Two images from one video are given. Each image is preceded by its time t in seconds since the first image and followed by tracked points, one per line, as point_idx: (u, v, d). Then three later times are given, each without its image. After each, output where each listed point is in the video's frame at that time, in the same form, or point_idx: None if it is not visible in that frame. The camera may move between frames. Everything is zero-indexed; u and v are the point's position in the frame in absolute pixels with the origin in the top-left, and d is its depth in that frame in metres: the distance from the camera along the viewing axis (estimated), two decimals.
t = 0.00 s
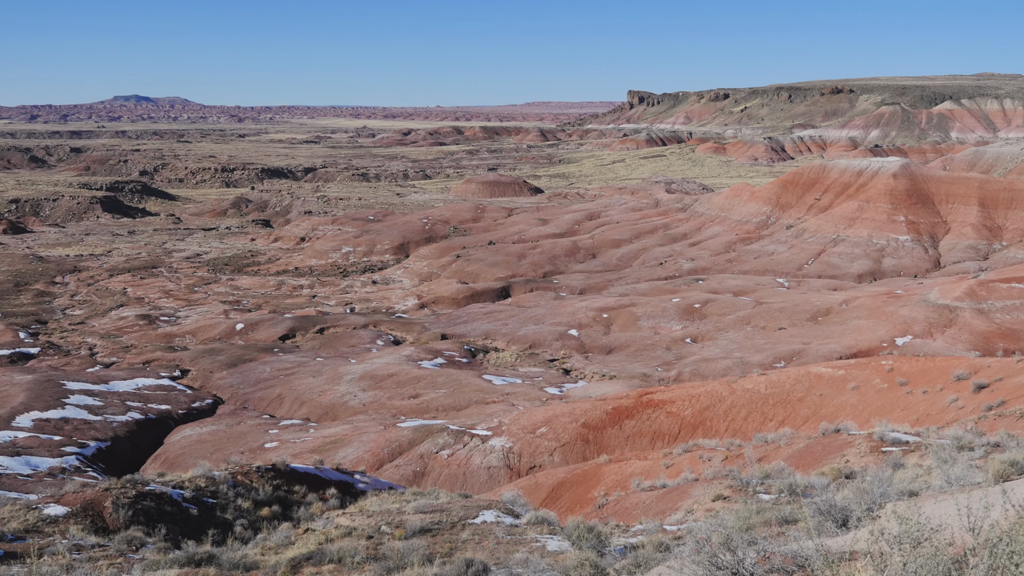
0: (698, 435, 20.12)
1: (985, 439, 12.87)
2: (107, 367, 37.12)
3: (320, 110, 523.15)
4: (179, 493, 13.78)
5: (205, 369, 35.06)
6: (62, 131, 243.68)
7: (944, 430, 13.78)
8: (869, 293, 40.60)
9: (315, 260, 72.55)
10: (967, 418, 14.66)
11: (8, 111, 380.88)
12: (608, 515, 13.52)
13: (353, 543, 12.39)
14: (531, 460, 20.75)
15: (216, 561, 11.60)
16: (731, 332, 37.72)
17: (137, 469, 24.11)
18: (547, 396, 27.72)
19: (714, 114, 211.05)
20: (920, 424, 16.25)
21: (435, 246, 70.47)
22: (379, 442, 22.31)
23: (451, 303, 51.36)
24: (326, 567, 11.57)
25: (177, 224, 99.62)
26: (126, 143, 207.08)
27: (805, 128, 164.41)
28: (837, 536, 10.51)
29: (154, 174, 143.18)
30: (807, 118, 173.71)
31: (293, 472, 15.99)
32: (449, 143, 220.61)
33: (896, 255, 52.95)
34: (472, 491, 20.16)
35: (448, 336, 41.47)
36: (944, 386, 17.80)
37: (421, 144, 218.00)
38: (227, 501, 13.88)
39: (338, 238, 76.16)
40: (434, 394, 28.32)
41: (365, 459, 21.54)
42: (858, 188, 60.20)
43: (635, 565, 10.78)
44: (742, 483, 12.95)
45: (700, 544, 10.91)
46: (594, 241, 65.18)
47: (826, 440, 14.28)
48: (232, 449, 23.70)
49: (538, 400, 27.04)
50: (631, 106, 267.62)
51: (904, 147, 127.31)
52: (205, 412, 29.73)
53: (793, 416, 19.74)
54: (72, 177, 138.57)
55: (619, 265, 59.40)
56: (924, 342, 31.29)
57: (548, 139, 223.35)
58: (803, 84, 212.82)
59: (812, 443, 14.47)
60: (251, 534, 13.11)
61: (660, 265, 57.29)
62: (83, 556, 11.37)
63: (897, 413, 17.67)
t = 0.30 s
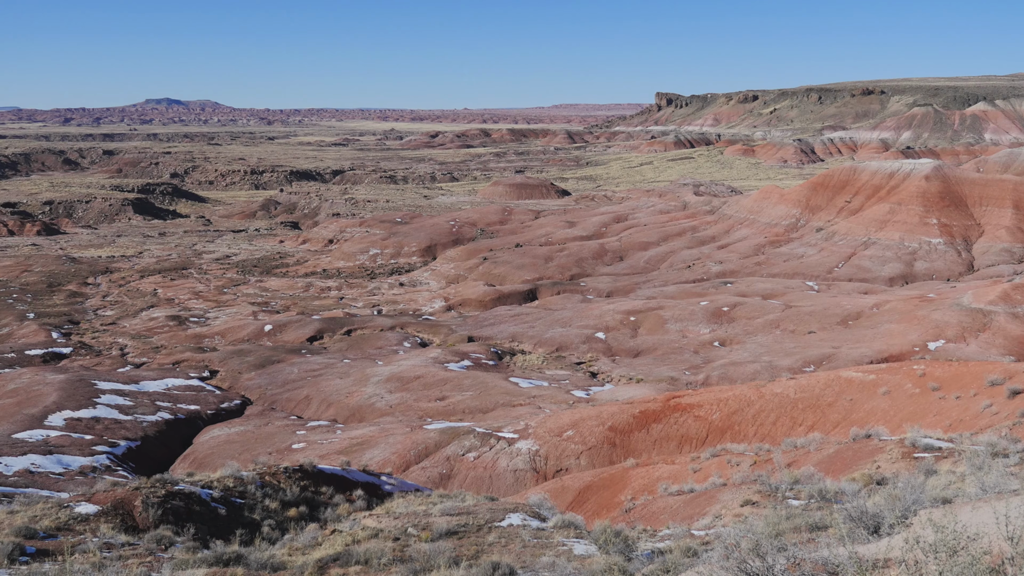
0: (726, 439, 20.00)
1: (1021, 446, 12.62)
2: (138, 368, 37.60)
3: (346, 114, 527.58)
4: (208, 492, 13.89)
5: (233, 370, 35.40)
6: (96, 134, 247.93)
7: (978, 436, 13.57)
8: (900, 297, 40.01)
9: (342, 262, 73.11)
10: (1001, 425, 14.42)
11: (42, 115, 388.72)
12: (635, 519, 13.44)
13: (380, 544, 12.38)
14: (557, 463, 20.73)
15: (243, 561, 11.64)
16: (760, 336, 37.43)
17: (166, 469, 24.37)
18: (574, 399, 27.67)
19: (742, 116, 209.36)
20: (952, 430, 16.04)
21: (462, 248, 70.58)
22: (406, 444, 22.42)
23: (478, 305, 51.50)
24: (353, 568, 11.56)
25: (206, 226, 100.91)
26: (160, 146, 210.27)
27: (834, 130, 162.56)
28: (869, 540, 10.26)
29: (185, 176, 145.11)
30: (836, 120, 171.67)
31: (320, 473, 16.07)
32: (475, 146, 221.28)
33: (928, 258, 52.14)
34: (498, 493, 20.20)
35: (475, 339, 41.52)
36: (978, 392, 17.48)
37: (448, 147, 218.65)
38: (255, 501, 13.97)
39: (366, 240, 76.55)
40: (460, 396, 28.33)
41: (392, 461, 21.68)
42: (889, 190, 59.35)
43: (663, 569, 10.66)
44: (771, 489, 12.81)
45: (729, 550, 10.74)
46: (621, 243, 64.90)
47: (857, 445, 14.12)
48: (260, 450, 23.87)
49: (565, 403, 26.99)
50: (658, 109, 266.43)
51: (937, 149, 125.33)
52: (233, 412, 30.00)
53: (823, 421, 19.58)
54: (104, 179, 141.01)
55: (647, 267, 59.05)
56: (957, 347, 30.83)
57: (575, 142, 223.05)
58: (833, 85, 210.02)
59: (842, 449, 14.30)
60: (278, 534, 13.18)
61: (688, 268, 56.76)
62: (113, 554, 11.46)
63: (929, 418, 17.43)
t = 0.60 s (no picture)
0: (755, 444, 19.84)
1: None
2: (169, 368, 38.11)
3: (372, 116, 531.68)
4: (238, 492, 14.01)
5: (263, 371, 35.74)
6: (129, 137, 252.09)
7: (1015, 444, 13.33)
8: (933, 301, 39.31)
9: (371, 264, 73.62)
10: None
11: (75, 119, 396.01)
12: (663, 524, 13.37)
13: (407, 545, 12.40)
14: (585, 466, 20.71)
15: (273, 561, 11.72)
16: (790, 340, 37.08)
17: (196, 468, 24.63)
18: (601, 402, 27.57)
19: (773, 118, 206.89)
20: (986, 437, 15.81)
21: (490, 250, 70.60)
22: (433, 446, 22.52)
23: (505, 308, 51.60)
24: (380, 569, 11.58)
25: (237, 228, 102.23)
26: (191, 148, 213.14)
27: (866, 132, 160.14)
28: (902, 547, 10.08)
29: (215, 179, 147.09)
30: (868, 121, 169.10)
31: (348, 474, 16.16)
32: (503, 148, 221.80)
33: (962, 262, 51.16)
34: (525, 496, 20.22)
35: (502, 341, 41.50)
36: (1014, 399, 17.16)
37: (476, 149, 218.88)
38: (284, 501, 14.08)
39: (394, 242, 77.03)
40: (488, 398, 28.36)
41: (419, 463, 21.82)
42: (922, 193, 58.63)
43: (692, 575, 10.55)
44: (801, 495, 12.68)
45: (758, 556, 10.60)
46: (649, 246, 64.61)
47: (889, 451, 13.94)
48: (288, 451, 24.01)
49: (592, 406, 26.90)
50: (687, 111, 264.72)
51: (972, 152, 122.88)
52: (262, 413, 30.24)
53: (854, 426, 19.39)
54: (137, 181, 143.55)
55: (675, 270, 58.72)
56: (993, 352, 30.17)
57: (603, 144, 222.49)
58: (866, 86, 206.69)
59: (874, 455, 14.13)
60: (307, 534, 13.25)
61: (717, 271, 56.32)
62: (144, 552, 11.58)
63: (963, 424, 17.18)
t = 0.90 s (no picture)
0: (783, 448, 19.74)
1: None
2: (199, 368, 38.61)
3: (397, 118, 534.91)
4: (266, 492, 14.13)
5: (291, 372, 36.07)
6: (162, 139, 255.91)
7: None
8: (967, 305, 38.57)
9: (398, 266, 74.12)
10: None
11: (106, 122, 403.05)
12: (690, 528, 13.30)
13: (434, 547, 12.40)
14: (612, 469, 20.69)
15: (300, 560, 11.78)
16: (819, 344, 36.75)
17: (225, 468, 24.86)
18: (628, 405, 27.47)
19: (803, 120, 204.01)
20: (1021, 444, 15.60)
21: (517, 253, 70.62)
22: (460, 448, 22.63)
23: (532, 310, 51.68)
24: (407, 570, 11.59)
25: (266, 230, 103.36)
26: (223, 151, 215.85)
27: (898, 135, 157.63)
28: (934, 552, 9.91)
29: (245, 181, 148.77)
30: (900, 124, 166.55)
31: (375, 475, 16.24)
32: (530, 150, 221.89)
33: (996, 266, 50.10)
34: (551, 498, 20.25)
35: (529, 343, 41.54)
36: None
37: (503, 152, 219.25)
38: (311, 501, 14.17)
39: (422, 244, 77.41)
40: (514, 401, 28.38)
41: (446, 464, 21.95)
42: (955, 196, 57.50)
43: None
44: (831, 500, 12.57)
45: (787, 562, 10.48)
46: (677, 249, 64.31)
47: (921, 457, 13.78)
48: (316, 451, 24.14)
49: (619, 409, 26.83)
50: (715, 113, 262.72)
51: (1008, 155, 120.38)
52: (290, 413, 30.45)
53: (885, 432, 19.20)
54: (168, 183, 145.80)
55: (703, 274, 58.37)
56: None
57: (631, 146, 221.73)
58: (898, 88, 203.29)
59: (905, 461, 13.97)
60: (334, 535, 13.34)
61: (746, 274, 55.85)
62: (174, 550, 11.70)
63: (997, 431, 16.95)
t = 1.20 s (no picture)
0: (811, 453, 19.63)
1: None
2: (228, 368, 39.02)
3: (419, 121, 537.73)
4: (293, 492, 14.22)
5: (318, 372, 36.34)
6: (192, 141, 259.13)
7: None
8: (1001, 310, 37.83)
9: (425, 268, 74.48)
10: None
11: (134, 124, 408.39)
12: (717, 533, 13.28)
13: (460, 548, 12.39)
14: (637, 473, 20.71)
15: (326, 560, 11.82)
16: (848, 348, 36.43)
17: (252, 468, 25.08)
18: (655, 408, 27.41)
19: (832, 122, 199.20)
20: None
21: (544, 255, 70.66)
22: (486, 450, 22.80)
23: (559, 312, 51.71)
24: (433, 571, 11.57)
25: (294, 232, 104.32)
26: (252, 154, 217.71)
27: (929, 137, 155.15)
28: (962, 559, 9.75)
29: (274, 182, 150.18)
30: (931, 126, 163.99)
31: (401, 476, 16.32)
32: (557, 152, 222.05)
33: None
34: (577, 501, 20.31)
35: (555, 346, 41.56)
36: None
37: (530, 154, 219.61)
38: (338, 502, 14.27)
39: (449, 246, 77.67)
40: (540, 403, 28.41)
41: (472, 466, 22.13)
42: (989, 200, 55.46)
43: None
44: (860, 506, 12.45)
45: (816, 568, 10.36)
46: (705, 251, 64.02)
47: (951, 464, 13.64)
48: (342, 452, 24.23)
49: (645, 412, 26.75)
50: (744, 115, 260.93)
51: None
52: (317, 414, 30.63)
53: (914, 437, 18.98)
54: (198, 185, 147.61)
55: (731, 277, 58.03)
56: None
57: (658, 148, 220.90)
58: (931, 89, 199.93)
59: (935, 467, 13.82)
60: (360, 535, 13.42)
61: (774, 278, 55.42)
62: (202, 549, 11.79)
63: None
